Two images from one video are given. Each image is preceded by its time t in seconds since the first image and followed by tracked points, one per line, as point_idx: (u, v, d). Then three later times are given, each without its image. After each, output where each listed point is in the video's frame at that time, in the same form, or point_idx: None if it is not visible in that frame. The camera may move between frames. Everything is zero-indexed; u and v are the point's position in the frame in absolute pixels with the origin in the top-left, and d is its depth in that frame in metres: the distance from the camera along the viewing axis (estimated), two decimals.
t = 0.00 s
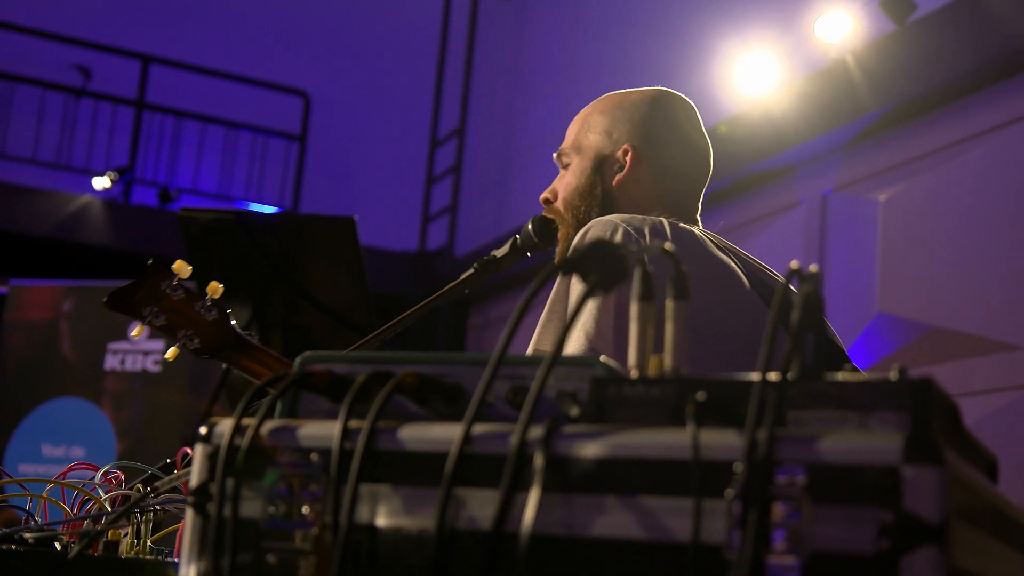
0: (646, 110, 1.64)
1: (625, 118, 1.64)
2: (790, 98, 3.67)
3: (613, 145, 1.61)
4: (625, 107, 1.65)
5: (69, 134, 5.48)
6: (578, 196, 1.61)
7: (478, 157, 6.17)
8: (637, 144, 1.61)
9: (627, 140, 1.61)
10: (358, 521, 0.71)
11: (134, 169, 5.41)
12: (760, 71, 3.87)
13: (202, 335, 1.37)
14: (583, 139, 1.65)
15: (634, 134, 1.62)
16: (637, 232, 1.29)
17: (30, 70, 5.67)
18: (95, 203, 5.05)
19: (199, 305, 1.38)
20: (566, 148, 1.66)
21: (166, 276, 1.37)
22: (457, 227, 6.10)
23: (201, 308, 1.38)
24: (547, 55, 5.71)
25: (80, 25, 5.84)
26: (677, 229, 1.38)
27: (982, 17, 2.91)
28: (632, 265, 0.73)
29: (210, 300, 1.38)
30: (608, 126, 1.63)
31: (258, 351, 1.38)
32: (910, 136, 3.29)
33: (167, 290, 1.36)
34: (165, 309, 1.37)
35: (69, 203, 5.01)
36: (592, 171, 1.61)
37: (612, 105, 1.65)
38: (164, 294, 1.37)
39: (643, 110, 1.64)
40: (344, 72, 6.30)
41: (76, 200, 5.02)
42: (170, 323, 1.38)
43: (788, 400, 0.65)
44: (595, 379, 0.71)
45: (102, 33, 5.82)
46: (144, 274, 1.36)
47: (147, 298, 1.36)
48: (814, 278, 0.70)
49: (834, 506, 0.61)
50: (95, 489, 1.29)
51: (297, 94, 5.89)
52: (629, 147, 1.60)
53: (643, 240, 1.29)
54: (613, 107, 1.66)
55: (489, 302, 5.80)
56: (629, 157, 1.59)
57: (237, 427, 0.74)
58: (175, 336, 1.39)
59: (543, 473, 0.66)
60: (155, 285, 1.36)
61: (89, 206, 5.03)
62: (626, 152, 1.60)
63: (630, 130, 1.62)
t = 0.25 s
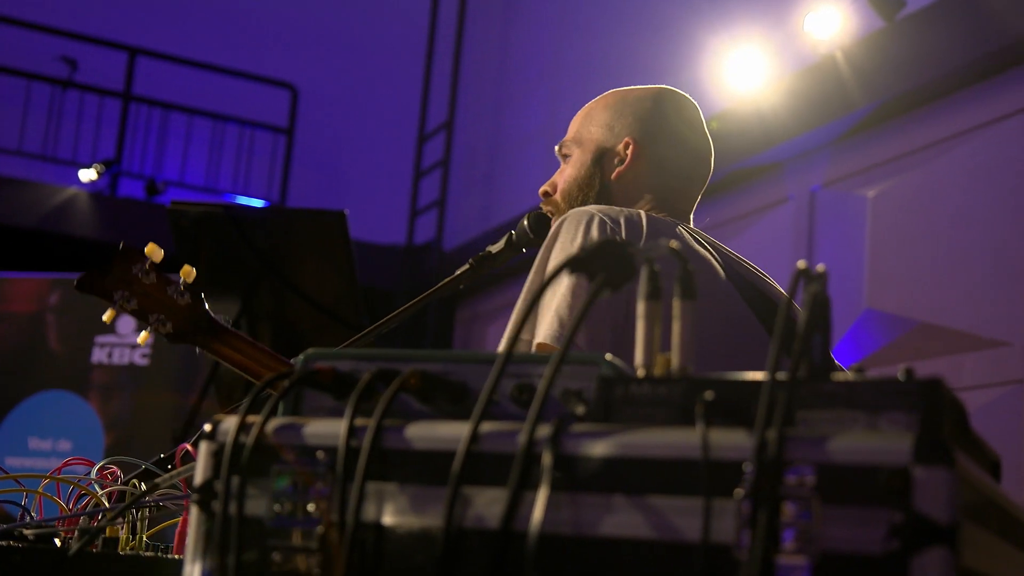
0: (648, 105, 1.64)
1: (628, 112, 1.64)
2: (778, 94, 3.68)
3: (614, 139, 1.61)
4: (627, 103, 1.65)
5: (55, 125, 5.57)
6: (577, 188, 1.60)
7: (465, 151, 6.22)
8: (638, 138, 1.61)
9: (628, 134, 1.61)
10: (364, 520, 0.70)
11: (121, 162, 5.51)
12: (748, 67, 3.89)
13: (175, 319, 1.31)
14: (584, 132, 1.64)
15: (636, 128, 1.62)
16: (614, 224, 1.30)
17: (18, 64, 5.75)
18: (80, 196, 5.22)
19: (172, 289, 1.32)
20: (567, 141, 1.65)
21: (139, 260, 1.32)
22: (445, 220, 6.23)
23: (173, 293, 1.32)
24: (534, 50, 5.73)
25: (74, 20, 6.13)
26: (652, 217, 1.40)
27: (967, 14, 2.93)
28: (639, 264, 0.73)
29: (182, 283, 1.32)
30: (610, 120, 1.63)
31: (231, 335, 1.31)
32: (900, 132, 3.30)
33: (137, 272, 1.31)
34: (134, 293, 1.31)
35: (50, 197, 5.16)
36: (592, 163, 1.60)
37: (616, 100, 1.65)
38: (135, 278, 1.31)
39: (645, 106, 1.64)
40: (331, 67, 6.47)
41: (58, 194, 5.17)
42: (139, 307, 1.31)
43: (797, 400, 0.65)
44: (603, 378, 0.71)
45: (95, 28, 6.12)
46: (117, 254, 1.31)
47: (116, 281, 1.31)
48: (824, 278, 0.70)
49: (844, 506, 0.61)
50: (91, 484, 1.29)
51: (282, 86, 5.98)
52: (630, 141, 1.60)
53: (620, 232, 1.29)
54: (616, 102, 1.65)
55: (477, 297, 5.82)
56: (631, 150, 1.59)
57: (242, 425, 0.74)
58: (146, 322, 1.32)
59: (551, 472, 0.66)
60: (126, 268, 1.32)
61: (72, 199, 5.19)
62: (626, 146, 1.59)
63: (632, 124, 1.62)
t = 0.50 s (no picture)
0: (642, 99, 1.63)
1: (622, 106, 1.62)
2: (773, 90, 3.68)
3: (604, 133, 1.60)
4: (622, 95, 1.63)
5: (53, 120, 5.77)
6: (566, 183, 1.61)
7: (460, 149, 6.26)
8: (628, 133, 1.59)
9: (618, 127, 1.60)
10: (381, 519, 0.71)
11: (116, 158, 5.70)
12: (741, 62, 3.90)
13: (163, 320, 1.36)
14: (579, 126, 1.63)
15: (627, 122, 1.60)
16: (584, 224, 1.29)
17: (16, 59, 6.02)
18: (77, 188, 5.37)
19: (161, 291, 1.37)
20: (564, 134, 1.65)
21: (128, 262, 1.37)
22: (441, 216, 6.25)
23: (162, 293, 1.37)
24: (529, 47, 5.74)
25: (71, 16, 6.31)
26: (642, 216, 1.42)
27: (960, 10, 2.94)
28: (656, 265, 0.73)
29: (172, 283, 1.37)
30: (603, 113, 1.62)
31: (220, 334, 1.37)
32: (897, 130, 3.30)
33: (126, 275, 1.36)
34: (125, 295, 1.36)
35: (48, 189, 5.31)
36: (583, 158, 1.60)
37: (611, 93, 1.64)
38: (125, 279, 1.36)
39: (639, 99, 1.63)
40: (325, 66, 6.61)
41: (56, 185, 5.34)
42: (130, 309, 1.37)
43: (816, 401, 0.65)
44: (618, 377, 0.71)
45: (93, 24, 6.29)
46: (106, 257, 1.35)
47: (106, 283, 1.35)
48: (838, 279, 0.70)
49: (864, 508, 0.61)
50: (99, 479, 1.29)
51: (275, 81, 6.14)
52: (619, 135, 1.58)
53: (591, 230, 1.29)
54: (612, 95, 1.64)
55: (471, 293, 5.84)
56: (618, 144, 1.58)
57: (258, 424, 0.74)
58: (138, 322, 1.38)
59: (569, 473, 0.66)
60: (114, 270, 1.36)
61: (70, 191, 5.35)
62: (615, 140, 1.58)
63: (623, 118, 1.61)
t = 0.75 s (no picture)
0: (616, 85, 1.61)
1: (596, 97, 1.61)
2: (770, 89, 3.69)
3: (581, 126, 1.59)
4: (599, 86, 1.62)
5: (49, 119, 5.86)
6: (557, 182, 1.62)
7: (457, 148, 6.26)
8: (604, 122, 1.58)
9: (593, 119, 1.59)
10: (394, 523, 0.70)
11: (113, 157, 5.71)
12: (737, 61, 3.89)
13: (174, 334, 1.30)
14: (563, 122, 1.63)
15: (601, 112, 1.59)
16: (567, 228, 1.28)
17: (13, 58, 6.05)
18: (74, 190, 5.37)
19: (169, 303, 1.31)
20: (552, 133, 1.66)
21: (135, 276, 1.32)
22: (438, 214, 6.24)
23: (171, 306, 1.31)
24: (526, 46, 5.75)
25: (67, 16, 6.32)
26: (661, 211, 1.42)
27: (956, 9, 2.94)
28: (666, 266, 0.73)
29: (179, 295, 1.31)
30: (579, 107, 1.61)
31: (231, 344, 1.30)
32: (895, 128, 3.30)
33: (133, 291, 1.31)
34: (136, 312, 1.32)
35: (45, 191, 5.31)
36: (565, 156, 1.61)
37: (588, 85, 1.63)
38: (132, 295, 1.31)
39: (614, 86, 1.61)
40: (325, 64, 6.63)
41: (53, 187, 5.33)
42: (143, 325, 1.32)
43: (830, 403, 0.65)
44: (630, 379, 0.71)
45: (89, 24, 6.29)
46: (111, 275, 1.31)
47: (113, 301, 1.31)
48: (850, 281, 0.70)
49: (878, 511, 0.61)
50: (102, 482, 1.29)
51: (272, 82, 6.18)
52: (592, 127, 1.58)
53: (572, 235, 1.28)
54: (587, 87, 1.63)
55: (469, 293, 5.85)
56: (593, 137, 1.57)
57: (271, 428, 0.74)
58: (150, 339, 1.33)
59: (583, 475, 0.66)
60: (121, 287, 1.31)
61: (67, 192, 5.35)
62: (588, 133, 1.58)
63: (598, 109, 1.60)
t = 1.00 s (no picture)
0: (606, 87, 1.60)
1: (587, 99, 1.60)
2: (767, 88, 3.69)
3: (574, 132, 1.59)
4: (589, 88, 1.61)
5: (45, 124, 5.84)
6: (556, 186, 1.62)
7: (454, 149, 6.27)
8: (597, 128, 1.58)
9: (585, 124, 1.59)
10: (405, 529, 0.70)
11: (109, 161, 5.71)
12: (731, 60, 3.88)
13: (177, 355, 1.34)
14: (556, 125, 1.63)
15: (593, 117, 1.58)
16: (575, 238, 1.27)
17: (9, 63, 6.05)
18: (70, 194, 5.37)
19: (172, 326, 1.35)
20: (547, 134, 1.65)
21: (139, 301, 1.36)
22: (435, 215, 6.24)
23: (174, 329, 1.34)
24: (523, 46, 5.74)
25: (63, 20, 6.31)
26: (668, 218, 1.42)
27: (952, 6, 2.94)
28: (675, 269, 0.73)
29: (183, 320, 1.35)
30: (570, 111, 1.61)
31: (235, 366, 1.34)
32: (892, 126, 3.30)
33: (137, 315, 1.35)
34: (139, 335, 1.35)
35: (41, 196, 5.31)
36: (561, 162, 1.61)
37: (578, 86, 1.62)
38: (136, 319, 1.35)
39: (605, 87, 1.60)
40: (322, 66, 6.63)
41: (50, 191, 5.33)
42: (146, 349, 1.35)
43: (843, 405, 0.65)
44: (640, 383, 0.71)
45: (85, 28, 6.29)
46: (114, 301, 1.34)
47: (118, 324, 1.34)
48: (860, 284, 0.70)
49: (892, 514, 0.61)
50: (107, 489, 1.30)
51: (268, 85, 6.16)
52: (586, 134, 1.57)
53: (581, 243, 1.27)
54: (578, 88, 1.62)
55: (467, 294, 5.86)
56: (586, 143, 1.57)
57: (281, 434, 0.74)
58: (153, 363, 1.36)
59: (595, 479, 0.66)
60: (125, 311, 1.35)
61: (64, 197, 5.35)
62: (583, 138, 1.58)
63: (590, 113, 1.59)
